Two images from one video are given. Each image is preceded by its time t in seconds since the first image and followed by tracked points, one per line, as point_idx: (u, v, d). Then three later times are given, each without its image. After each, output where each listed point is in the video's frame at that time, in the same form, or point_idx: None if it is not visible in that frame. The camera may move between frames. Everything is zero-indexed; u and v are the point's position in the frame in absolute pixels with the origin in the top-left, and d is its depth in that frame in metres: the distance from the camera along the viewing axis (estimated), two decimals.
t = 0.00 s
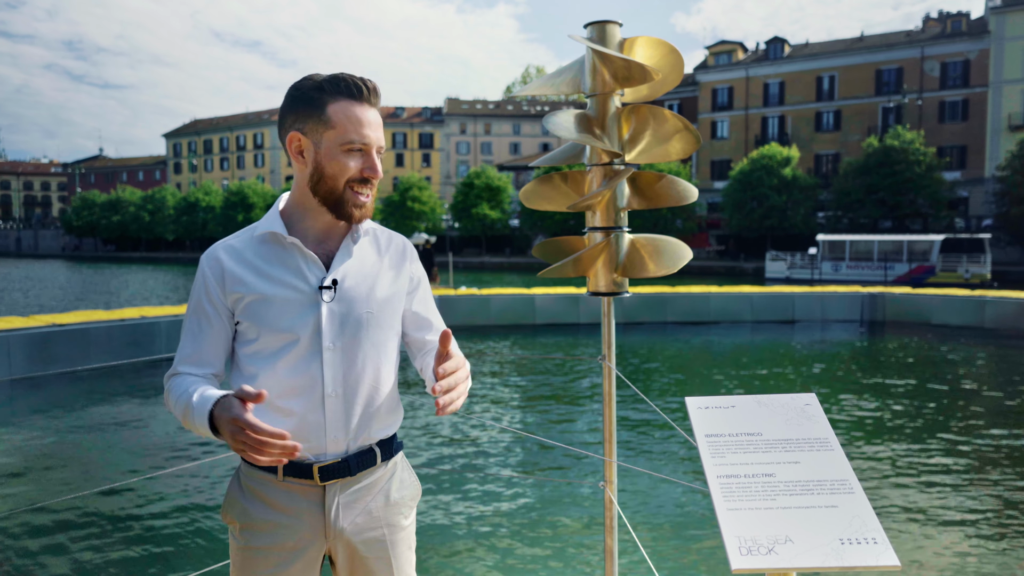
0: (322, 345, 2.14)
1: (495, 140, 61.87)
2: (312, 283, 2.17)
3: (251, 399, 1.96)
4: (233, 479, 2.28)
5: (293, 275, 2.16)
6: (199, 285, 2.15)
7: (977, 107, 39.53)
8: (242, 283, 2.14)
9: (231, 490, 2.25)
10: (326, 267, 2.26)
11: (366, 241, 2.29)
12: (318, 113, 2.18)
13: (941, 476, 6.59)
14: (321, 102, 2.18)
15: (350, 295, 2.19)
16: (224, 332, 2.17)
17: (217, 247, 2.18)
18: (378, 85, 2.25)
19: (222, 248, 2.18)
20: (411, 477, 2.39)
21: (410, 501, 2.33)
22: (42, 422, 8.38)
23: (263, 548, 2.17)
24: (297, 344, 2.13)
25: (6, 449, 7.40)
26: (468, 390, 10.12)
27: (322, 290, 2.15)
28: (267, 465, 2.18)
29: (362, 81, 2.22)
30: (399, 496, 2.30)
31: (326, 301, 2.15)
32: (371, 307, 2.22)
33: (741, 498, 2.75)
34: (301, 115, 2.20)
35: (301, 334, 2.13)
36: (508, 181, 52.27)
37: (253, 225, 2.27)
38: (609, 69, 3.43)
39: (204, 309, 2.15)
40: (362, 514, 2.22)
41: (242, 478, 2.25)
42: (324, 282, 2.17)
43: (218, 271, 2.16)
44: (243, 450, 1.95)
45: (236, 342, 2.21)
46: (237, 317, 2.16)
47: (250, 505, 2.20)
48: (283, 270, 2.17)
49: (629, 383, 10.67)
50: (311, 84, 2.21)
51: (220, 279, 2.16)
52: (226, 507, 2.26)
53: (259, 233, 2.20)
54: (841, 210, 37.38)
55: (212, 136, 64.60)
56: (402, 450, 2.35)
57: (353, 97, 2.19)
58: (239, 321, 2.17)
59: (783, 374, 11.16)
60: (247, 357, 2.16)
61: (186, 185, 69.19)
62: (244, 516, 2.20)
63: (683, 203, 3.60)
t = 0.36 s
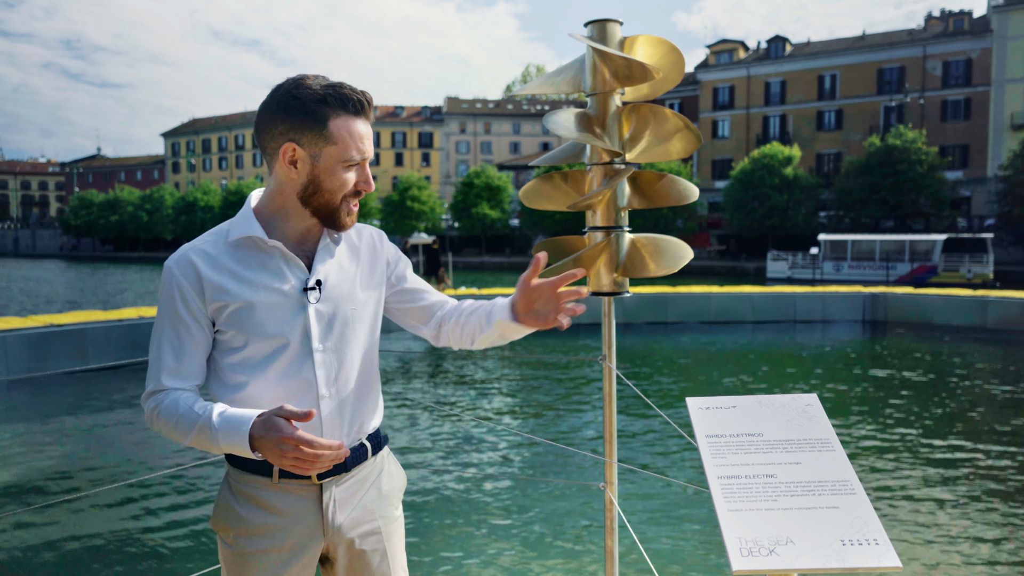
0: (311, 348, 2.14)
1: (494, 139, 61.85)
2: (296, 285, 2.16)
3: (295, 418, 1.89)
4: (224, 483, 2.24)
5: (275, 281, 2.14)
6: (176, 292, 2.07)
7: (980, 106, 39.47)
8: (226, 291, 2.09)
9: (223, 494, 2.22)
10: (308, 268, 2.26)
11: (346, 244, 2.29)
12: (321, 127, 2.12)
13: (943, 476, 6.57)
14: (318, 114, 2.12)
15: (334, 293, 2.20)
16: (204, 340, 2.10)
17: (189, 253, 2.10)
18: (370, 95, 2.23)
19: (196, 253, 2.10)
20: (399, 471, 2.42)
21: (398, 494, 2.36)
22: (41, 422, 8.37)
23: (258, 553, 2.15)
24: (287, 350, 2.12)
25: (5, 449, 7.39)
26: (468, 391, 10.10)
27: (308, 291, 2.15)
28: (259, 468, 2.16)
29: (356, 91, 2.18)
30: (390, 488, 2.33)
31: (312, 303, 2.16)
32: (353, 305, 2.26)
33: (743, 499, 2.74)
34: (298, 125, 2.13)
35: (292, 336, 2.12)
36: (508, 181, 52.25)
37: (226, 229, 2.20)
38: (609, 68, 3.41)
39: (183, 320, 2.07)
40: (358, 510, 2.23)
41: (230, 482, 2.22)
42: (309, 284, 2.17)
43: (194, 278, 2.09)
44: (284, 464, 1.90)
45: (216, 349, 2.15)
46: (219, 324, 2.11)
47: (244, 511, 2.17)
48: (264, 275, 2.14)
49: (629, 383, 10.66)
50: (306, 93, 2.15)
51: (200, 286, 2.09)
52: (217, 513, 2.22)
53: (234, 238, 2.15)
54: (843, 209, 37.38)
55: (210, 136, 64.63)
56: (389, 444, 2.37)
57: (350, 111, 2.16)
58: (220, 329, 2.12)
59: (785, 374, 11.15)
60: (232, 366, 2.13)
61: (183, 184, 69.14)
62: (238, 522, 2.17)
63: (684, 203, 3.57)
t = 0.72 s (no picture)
0: (299, 353, 2.13)
1: (495, 139, 61.81)
2: (281, 287, 2.15)
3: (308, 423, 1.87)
4: (207, 493, 2.20)
5: (261, 285, 2.11)
6: (157, 302, 2.00)
7: (982, 105, 39.40)
8: (212, 297, 2.04)
9: (207, 504, 2.17)
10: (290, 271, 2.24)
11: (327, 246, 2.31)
12: (315, 127, 2.12)
13: (945, 476, 6.56)
14: (310, 114, 2.11)
15: (319, 295, 2.21)
16: (187, 352, 2.04)
17: (169, 260, 2.04)
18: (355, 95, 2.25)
19: (175, 260, 2.04)
20: (381, 474, 2.42)
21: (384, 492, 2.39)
22: (39, 423, 8.36)
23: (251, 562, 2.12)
24: (276, 355, 2.10)
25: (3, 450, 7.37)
26: (468, 391, 10.09)
27: (295, 293, 2.15)
28: (246, 476, 2.12)
29: (346, 92, 2.19)
30: (376, 488, 2.35)
31: (300, 305, 2.15)
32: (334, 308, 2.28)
33: (743, 501, 2.72)
34: (291, 127, 2.12)
35: (280, 340, 2.10)
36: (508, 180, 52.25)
37: (206, 234, 2.14)
38: (610, 68, 3.40)
39: (167, 333, 2.00)
40: (349, 514, 2.24)
41: (214, 492, 2.17)
42: (296, 286, 2.16)
43: (177, 288, 2.02)
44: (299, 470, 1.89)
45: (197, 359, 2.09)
46: (203, 333, 2.06)
47: (232, 520, 2.13)
48: (251, 280, 2.10)
49: (630, 383, 10.65)
50: (299, 92, 2.13)
51: (183, 294, 2.03)
52: (202, 524, 2.18)
53: (214, 244, 2.09)
54: (845, 209, 37.42)
55: (208, 135, 64.59)
56: (371, 447, 2.38)
57: (342, 113, 2.17)
58: (203, 338, 2.07)
59: (786, 374, 11.14)
60: (217, 377, 2.07)
61: (182, 184, 69.08)
62: (227, 532, 2.13)
63: (685, 202, 3.54)
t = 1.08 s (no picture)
0: (299, 356, 2.15)
1: (495, 138, 61.79)
2: (285, 290, 2.16)
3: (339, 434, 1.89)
4: (194, 499, 2.14)
5: (267, 292, 2.10)
6: (165, 311, 1.91)
7: (985, 104, 39.33)
8: (217, 309, 1.99)
9: (198, 512, 2.11)
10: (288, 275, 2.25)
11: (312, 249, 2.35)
12: (332, 135, 2.12)
13: (948, 477, 6.55)
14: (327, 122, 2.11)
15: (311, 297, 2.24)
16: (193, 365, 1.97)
17: (174, 270, 1.95)
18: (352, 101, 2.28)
19: (180, 269, 1.96)
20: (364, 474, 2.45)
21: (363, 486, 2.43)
22: (37, 423, 8.35)
23: (247, 568, 2.10)
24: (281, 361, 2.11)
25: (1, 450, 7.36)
26: (468, 392, 10.08)
27: (296, 298, 2.17)
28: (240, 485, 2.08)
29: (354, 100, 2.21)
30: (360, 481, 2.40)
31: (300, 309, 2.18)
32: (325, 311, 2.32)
33: (744, 502, 2.70)
34: (310, 128, 2.08)
35: (285, 343, 2.12)
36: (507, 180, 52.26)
37: (202, 241, 2.05)
38: (610, 66, 3.38)
39: (179, 344, 1.93)
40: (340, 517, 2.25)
41: (205, 502, 2.10)
42: (295, 290, 2.19)
43: (188, 297, 1.96)
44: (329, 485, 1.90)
45: (197, 370, 2.03)
46: (210, 343, 2.00)
47: (229, 528, 2.09)
48: (257, 288, 2.09)
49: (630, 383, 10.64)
50: (322, 99, 2.10)
51: (193, 302, 1.96)
52: (192, 533, 2.13)
53: (222, 248, 2.05)
54: (846, 208, 37.38)
55: (207, 134, 64.61)
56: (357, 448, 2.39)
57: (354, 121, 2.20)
58: (207, 347, 2.01)
59: (787, 374, 11.12)
60: (220, 388, 2.03)
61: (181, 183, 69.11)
62: (224, 543, 2.08)
63: (686, 201, 3.51)
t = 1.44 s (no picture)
0: (296, 359, 2.13)
1: (494, 137, 61.75)
2: (283, 293, 2.15)
3: (333, 424, 1.84)
4: (192, 500, 2.14)
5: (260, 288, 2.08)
6: (155, 300, 1.91)
7: (987, 104, 39.29)
8: (210, 303, 1.98)
9: (195, 514, 2.10)
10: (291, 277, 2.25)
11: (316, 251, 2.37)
12: (278, 112, 2.10)
13: (950, 478, 6.52)
14: (276, 100, 2.10)
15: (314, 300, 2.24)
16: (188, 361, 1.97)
17: (169, 261, 1.96)
18: (342, 92, 2.24)
19: (174, 261, 1.96)
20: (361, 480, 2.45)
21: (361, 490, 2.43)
22: (36, 423, 8.37)
23: (242, 571, 2.08)
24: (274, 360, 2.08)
25: None
26: (468, 392, 10.07)
27: (296, 299, 2.16)
28: (234, 484, 2.07)
29: (328, 82, 2.16)
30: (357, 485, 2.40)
31: (299, 311, 2.16)
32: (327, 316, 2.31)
33: (745, 503, 2.69)
34: (259, 109, 2.11)
35: (281, 344, 2.10)
36: (507, 179, 52.27)
37: (197, 234, 2.07)
38: (610, 65, 3.37)
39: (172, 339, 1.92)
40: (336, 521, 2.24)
41: (201, 503, 2.09)
42: (295, 292, 2.17)
43: (184, 291, 1.96)
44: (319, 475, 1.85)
45: (193, 366, 2.01)
46: (203, 340, 1.99)
47: (227, 531, 2.08)
48: (250, 283, 2.07)
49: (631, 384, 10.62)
50: (272, 78, 2.11)
51: (188, 297, 1.96)
52: (191, 538, 2.11)
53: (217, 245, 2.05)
54: (848, 208, 37.34)
55: (205, 134, 64.64)
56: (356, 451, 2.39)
57: (320, 100, 2.13)
58: (203, 343, 2.00)
59: (789, 375, 11.11)
60: (217, 385, 2.02)
61: (179, 183, 69.13)
62: (221, 546, 2.07)
63: (686, 201, 3.50)
